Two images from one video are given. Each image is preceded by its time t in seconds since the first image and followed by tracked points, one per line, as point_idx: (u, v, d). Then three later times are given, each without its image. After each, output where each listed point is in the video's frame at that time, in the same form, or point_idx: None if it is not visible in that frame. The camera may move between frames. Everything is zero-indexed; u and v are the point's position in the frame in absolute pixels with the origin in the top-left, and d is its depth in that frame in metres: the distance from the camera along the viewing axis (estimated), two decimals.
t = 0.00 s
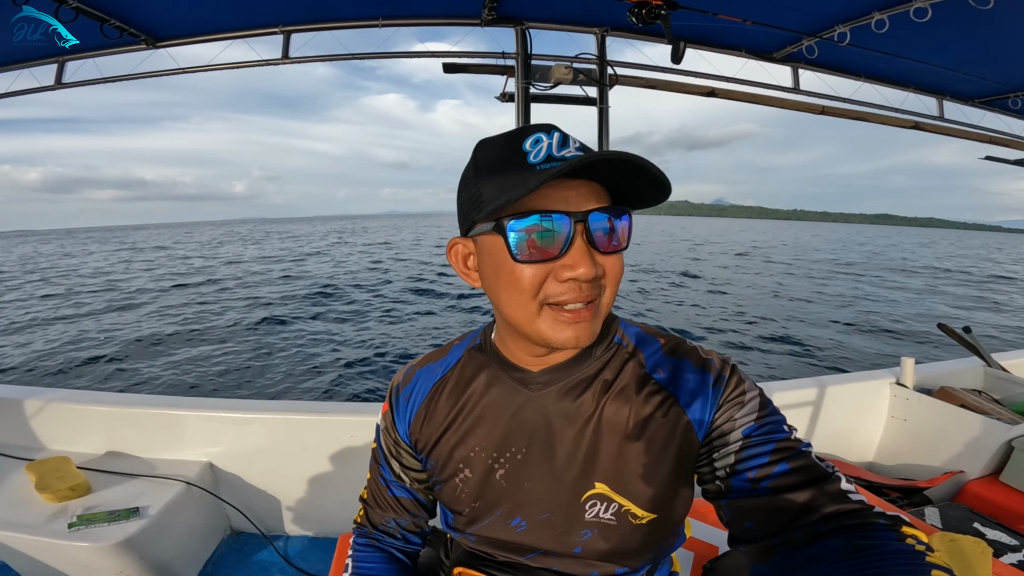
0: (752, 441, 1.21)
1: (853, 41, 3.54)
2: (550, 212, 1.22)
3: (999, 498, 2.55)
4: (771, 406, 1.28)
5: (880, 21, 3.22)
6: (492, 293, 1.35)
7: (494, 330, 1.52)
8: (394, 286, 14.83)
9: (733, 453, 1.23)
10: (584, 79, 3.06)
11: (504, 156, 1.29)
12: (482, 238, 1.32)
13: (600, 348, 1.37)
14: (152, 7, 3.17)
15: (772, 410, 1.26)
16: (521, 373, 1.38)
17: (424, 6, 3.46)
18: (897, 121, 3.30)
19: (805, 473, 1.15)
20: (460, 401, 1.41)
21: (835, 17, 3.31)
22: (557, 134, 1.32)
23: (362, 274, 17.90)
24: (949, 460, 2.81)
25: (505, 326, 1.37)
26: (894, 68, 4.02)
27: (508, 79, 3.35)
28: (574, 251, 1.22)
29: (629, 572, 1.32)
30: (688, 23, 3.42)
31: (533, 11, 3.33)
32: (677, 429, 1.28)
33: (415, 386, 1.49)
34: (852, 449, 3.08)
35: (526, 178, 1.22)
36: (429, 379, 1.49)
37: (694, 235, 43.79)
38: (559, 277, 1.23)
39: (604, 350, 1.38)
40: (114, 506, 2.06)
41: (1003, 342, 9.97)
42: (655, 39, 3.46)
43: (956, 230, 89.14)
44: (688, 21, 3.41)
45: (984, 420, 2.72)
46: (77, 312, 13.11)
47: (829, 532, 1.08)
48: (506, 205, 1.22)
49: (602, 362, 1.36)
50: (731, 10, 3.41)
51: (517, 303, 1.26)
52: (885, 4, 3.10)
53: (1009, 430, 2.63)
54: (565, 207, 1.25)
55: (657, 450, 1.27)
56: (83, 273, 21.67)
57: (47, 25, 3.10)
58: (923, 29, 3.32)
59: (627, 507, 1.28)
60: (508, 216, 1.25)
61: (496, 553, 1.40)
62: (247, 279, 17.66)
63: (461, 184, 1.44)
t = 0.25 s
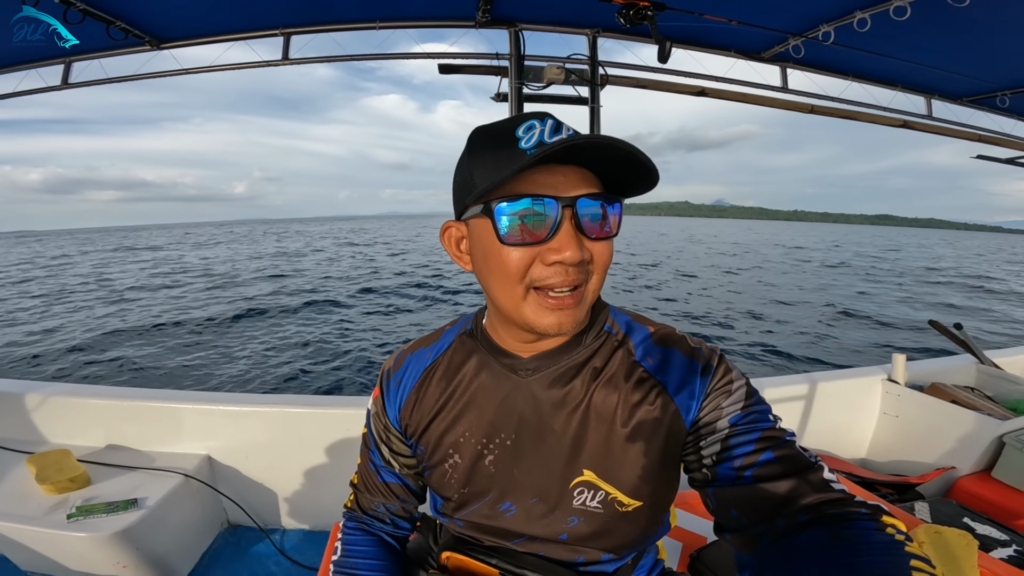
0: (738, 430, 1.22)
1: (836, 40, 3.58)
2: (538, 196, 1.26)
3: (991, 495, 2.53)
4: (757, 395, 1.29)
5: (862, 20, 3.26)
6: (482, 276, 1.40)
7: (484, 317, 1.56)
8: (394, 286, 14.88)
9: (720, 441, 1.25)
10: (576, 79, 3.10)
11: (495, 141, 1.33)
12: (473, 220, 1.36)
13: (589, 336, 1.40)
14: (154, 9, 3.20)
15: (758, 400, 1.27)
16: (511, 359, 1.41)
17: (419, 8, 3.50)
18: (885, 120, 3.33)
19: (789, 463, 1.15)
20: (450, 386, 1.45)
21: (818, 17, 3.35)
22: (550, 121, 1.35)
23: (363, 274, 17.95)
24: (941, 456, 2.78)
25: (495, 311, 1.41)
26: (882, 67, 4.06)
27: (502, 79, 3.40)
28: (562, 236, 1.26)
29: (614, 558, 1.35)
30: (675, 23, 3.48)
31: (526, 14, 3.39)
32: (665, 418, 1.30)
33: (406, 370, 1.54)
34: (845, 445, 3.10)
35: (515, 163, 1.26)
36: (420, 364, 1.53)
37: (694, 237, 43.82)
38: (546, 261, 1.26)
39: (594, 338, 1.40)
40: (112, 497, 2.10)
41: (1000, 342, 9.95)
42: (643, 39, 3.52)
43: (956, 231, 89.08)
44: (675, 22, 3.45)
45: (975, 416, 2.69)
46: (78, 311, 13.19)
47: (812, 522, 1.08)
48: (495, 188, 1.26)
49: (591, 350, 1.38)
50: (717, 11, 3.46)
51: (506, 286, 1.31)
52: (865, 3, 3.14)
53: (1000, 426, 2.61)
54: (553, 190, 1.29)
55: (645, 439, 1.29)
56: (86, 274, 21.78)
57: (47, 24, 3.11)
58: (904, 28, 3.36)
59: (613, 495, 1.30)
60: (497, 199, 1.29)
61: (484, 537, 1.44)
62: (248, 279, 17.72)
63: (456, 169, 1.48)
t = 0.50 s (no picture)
0: (728, 424, 1.24)
1: (825, 42, 3.61)
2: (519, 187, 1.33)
3: (987, 492, 2.55)
4: (747, 391, 1.32)
5: (850, 21, 3.28)
6: (472, 266, 1.47)
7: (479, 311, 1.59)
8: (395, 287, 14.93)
9: (710, 435, 1.26)
10: (571, 81, 3.13)
11: (482, 135, 1.41)
12: (463, 211, 1.45)
13: (582, 331, 1.43)
14: (155, 13, 3.23)
15: (748, 395, 1.30)
16: (504, 353, 1.45)
17: (416, 13, 3.54)
18: (876, 121, 3.36)
19: (778, 457, 1.18)
20: (445, 379, 1.47)
21: (808, 18, 3.38)
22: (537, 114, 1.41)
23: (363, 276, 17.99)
24: (937, 455, 2.80)
25: (485, 302, 1.48)
26: (873, 68, 4.09)
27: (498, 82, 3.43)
28: (542, 225, 1.32)
29: (604, 551, 1.37)
30: (665, 26, 3.50)
31: (521, 18, 3.43)
32: (657, 412, 1.30)
33: (401, 363, 1.56)
34: (841, 444, 3.11)
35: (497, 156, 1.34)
36: (415, 357, 1.55)
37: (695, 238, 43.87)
38: (527, 250, 1.32)
39: (586, 332, 1.43)
40: (113, 494, 2.13)
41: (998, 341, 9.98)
42: (635, 42, 3.56)
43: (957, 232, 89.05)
44: (667, 24, 3.49)
45: (971, 415, 2.70)
46: (79, 312, 13.24)
47: (799, 515, 1.12)
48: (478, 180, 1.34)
49: (583, 344, 1.41)
50: (707, 13, 3.49)
51: (490, 274, 1.38)
52: (853, 4, 3.15)
53: (995, 424, 2.62)
54: (534, 182, 1.35)
55: (636, 433, 1.31)
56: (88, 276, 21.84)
57: (47, 25, 3.10)
58: (892, 28, 3.37)
59: (604, 489, 1.32)
60: (481, 190, 1.37)
61: (476, 528, 1.47)
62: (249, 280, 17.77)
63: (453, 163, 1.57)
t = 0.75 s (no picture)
0: (732, 427, 1.24)
1: (824, 44, 3.61)
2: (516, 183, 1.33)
3: (990, 494, 2.53)
4: (750, 393, 1.32)
5: (848, 24, 3.28)
6: (471, 265, 1.46)
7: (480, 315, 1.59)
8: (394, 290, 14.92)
9: (714, 439, 1.26)
10: (571, 85, 3.12)
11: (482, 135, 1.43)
12: (463, 209, 1.46)
13: (583, 333, 1.43)
14: (156, 15, 3.22)
15: (752, 398, 1.30)
16: (505, 357, 1.44)
17: (416, 17, 3.54)
18: (875, 123, 3.36)
19: (782, 459, 1.17)
20: (446, 383, 1.47)
21: (805, 22, 3.38)
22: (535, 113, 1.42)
23: (363, 278, 18.00)
24: (939, 457, 2.79)
25: (485, 302, 1.48)
26: (872, 71, 4.10)
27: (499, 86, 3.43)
28: (540, 220, 1.33)
29: (607, 554, 1.37)
30: (664, 29, 3.50)
31: (520, 21, 3.43)
32: (659, 416, 1.30)
33: (400, 370, 1.55)
34: (843, 447, 3.10)
35: (494, 153, 1.35)
36: (415, 362, 1.54)
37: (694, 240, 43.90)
38: (525, 245, 1.32)
39: (587, 335, 1.43)
40: (111, 499, 2.12)
41: (997, 343, 9.97)
42: (634, 45, 3.56)
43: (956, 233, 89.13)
44: (665, 28, 3.49)
45: (973, 417, 2.70)
46: (79, 314, 13.24)
47: (804, 518, 1.10)
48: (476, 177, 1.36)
49: (584, 347, 1.41)
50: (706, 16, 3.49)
51: (488, 270, 1.38)
52: (850, 7, 3.16)
53: (998, 426, 2.62)
54: (531, 178, 1.36)
55: (637, 436, 1.30)
56: (88, 278, 21.83)
57: (47, 25, 3.06)
58: (889, 30, 3.38)
59: (605, 493, 1.32)
60: (479, 187, 1.38)
61: (477, 531, 1.46)
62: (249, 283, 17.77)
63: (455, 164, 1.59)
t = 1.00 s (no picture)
0: (740, 429, 1.22)
1: (823, 46, 3.62)
2: (512, 188, 1.33)
3: (995, 495, 2.51)
4: (758, 394, 1.30)
5: (848, 25, 3.29)
6: (470, 270, 1.46)
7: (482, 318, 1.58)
8: (394, 293, 14.91)
9: (722, 441, 1.24)
10: (571, 88, 3.12)
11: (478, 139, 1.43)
12: (462, 214, 1.46)
13: (586, 335, 1.42)
14: (156, 17, 3.21)
15: (760, 399, 1.28)
16: (508, 360, 1.43)
17: (415, 19, 3.54)
18: (875, 124, 3.36)
19: (793, 461, 1.15)
20: (450, 387, 1.46)
21: (805, 23, 3.39)
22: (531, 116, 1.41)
23: (363, 281, 18.00)
24: (943, 458, 2.79)
25: (486, 307, 1.47)
26: (871, 72, 4.11)
27: (499, 89, 3.43)
28: (538, 224, 1.32)
29: (613, 557, 1.36)
30: (664, 32, 3.50)
31: (520, 24, 3.43)
32: (664, 418, 1.29)
33: (404, 375, 1.54)
34: (846, 449, 3.09)
35: (490, 156, 1.35)
36: (418, 368, 1.53)
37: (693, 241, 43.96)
38: (523, 250, 1.32)
39: (591, 337, 1.42)
40: (110, 504, 2.10)
41: (997, 344, 9.99)
42: (634, 47, 3.57)
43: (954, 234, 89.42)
44: (665, 30, 3.49)
45: (977, 418, 2.69)
46: (77, 318, 13.18)
47: (816, 520, 1.09)
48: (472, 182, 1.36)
49: (588, 350, 1.40)
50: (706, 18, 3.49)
51: (487, 276, 1.37)
52: (850, 8, 3.17)
53: (1002, 427, 2.61)
54: (529, 182, 1.35)
55: (643, 438, 1.29)
56: (86, 282, 21.78)
57: (47, 25, 3.03)
58: (889, 31, 3.39)
59: (611, 497, 1.31)
60: (475, 192, 1.38)
61: (482, 535, 1.45)
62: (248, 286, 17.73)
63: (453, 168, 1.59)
